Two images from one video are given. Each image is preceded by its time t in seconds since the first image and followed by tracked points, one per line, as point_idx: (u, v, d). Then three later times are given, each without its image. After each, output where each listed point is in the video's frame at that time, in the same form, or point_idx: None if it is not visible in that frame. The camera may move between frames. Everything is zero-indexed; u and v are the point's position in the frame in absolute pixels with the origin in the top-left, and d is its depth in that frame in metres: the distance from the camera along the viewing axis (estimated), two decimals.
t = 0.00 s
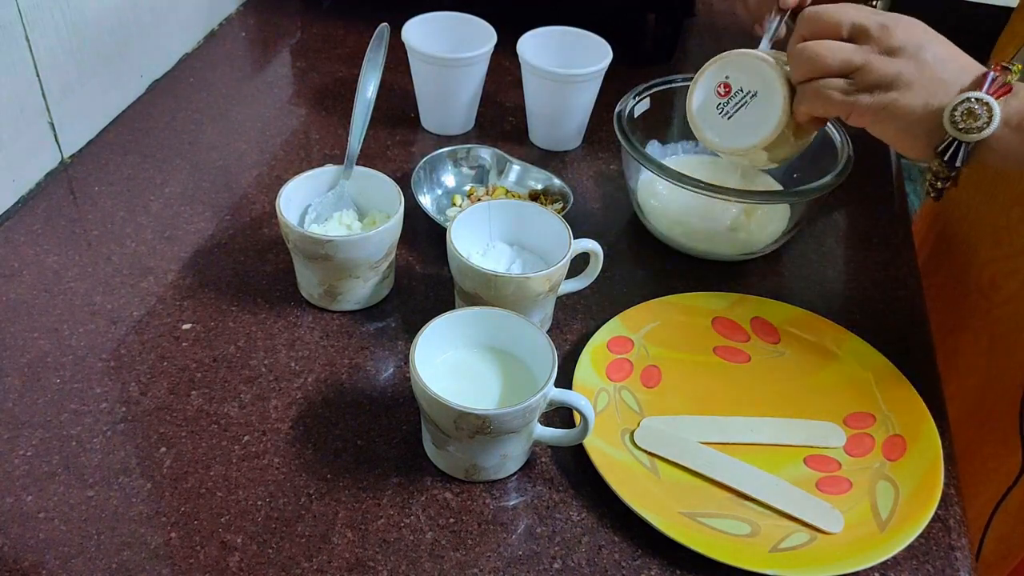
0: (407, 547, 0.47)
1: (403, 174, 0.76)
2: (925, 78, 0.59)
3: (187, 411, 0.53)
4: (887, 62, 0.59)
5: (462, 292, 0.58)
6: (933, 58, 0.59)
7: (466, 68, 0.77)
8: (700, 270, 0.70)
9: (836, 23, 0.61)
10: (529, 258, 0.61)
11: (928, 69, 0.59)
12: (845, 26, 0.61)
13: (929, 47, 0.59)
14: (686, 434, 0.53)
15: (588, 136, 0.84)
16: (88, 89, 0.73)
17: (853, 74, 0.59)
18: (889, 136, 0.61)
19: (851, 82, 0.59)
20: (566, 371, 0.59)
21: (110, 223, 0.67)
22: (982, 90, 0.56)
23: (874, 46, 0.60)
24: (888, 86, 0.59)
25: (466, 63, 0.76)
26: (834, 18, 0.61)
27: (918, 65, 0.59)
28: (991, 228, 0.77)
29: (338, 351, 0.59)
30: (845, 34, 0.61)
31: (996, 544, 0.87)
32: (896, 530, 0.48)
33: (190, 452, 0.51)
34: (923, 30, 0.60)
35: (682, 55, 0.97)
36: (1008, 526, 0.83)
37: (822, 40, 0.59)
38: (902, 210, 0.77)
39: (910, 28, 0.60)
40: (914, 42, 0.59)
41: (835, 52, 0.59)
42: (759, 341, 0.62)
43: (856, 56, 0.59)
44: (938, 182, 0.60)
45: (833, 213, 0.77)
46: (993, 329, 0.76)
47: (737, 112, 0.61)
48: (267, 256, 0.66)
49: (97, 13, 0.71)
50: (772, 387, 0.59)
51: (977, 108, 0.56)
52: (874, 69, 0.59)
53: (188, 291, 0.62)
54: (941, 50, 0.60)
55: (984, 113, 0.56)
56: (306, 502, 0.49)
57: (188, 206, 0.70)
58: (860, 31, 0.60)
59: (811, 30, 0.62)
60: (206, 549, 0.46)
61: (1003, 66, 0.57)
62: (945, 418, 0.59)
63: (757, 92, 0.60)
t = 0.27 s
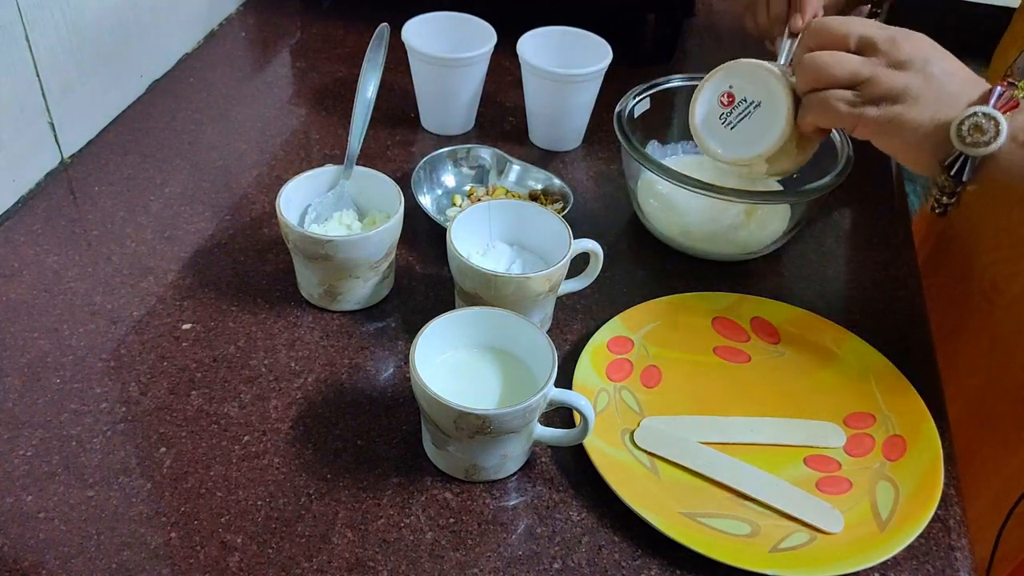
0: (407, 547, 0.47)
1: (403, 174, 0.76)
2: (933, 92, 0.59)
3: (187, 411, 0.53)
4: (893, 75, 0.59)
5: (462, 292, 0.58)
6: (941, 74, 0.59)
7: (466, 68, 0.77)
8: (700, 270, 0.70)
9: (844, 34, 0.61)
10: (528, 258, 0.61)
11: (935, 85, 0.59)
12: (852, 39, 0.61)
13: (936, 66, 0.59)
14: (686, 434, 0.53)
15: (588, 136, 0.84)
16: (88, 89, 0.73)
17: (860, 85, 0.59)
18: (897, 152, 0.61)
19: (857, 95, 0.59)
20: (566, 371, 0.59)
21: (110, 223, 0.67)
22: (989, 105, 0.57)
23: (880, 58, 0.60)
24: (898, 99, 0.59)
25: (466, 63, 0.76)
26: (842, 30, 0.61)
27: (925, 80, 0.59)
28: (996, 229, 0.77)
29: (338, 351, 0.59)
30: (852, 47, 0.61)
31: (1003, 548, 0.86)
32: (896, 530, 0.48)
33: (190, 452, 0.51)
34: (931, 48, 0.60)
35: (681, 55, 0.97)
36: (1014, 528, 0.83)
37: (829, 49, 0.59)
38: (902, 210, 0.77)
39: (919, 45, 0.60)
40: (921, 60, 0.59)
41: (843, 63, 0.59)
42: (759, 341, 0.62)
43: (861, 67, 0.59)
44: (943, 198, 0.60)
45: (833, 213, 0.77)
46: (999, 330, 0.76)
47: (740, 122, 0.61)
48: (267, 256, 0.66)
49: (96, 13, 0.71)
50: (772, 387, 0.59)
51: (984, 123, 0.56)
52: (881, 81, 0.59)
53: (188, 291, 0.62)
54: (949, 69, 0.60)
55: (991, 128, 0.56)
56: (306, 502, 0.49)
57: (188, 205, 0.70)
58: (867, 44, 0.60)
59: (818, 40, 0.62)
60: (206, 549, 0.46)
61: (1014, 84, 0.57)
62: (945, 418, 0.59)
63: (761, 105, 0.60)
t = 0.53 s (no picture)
0: (407, 546, 0.47)
1: (403, 174, 0.76)
2: (945, 147, 0.48)
3: (187, 411, 0.53)
4: (905, 117, 0.48)
5: (462, 292, 0.58)
6: (966, 124, 0.48)
7: (466, 68, 0.77)
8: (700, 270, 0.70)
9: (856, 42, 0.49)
10: (529, 258, 0.61)
11: (950, 138, 0.48)
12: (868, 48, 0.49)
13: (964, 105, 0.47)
14: (686, 434, 0.53)
15: (588, 136, 0.84)
16: (87, 89, 0.73)
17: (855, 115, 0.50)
18: (876, 192, 0.53)
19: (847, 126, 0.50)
20: (566, 371, 0.59)
21: (110, 223, 0.67)
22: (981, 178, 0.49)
23: (900, 89, 0.47)
24: (897, 139, 0.49)
25: (466, 63, 0.76)
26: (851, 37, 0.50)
27: (942, 130, 0.48)
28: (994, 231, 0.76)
29: (338, 351, 0.59)
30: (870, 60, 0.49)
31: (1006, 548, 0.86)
32: (896, 530, 0.48)
33: (190, 452, 0.51)
34: (968, 72, 0.48)
35: (682, 55, 0.97)
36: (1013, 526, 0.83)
37: (835, 61, 0.49)
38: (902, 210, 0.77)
39: (949, 72, 0.48)
40: (949, 94, 0.47)
41: (829, 136, 0.50)
42: (759, 341, 0.62)
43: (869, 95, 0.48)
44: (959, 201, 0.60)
45: (833, 213, 0.77)
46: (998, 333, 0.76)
47: (746, 144, 0.57)
48: (267, 256, 0.66)
49: (96, 13, 0.71)
50: (771, 387, 0.59)
51: (976, 205, 0.49)
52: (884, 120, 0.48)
53: (188, 291, 0.62)
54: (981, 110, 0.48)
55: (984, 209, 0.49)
56: (306, 502, 0.49)
57: (188, 205, 0.70)
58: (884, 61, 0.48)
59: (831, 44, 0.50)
60: (206, 549, 0.46)
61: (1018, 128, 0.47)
62: (945, 418, 0.59)
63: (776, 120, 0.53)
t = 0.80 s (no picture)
0: (407, 546, 0.47)
1: (403, 174, 0.76)
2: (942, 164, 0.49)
3: (187, 411, 0.53)
4: (901, 139, 0.48)
5: (462, 292, 0.58)
6: (964, 142, 0.48)
7: (466, 68, 0.77)
8: (699, 270, 0.70)
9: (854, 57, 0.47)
10: (529, 258, 0.61)
11: (947, 154, 0.49)
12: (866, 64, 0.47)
13: (964, 125, 0.47)
14: (686, 434, 0.53)
15: (588, 136, 0.84)
16: (87, 89, 0.73)
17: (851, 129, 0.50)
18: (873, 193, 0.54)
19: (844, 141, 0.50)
20: (566, 370, 0.59)
21: (110, 223, 0.67)
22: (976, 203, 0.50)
23: (897, 114, 0.47)
24: (895, 156, 0.50)
25: (466, 63, 0.76)
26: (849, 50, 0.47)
27: (938, 150, 0.48)
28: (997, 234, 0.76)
29: (337, 351, 0.59)
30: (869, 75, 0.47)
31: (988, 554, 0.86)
32: (895, 530, 0.48)
33: (190, 452, 0.51)
34: (971, 82, 0.47)
35: (681, 55, 0.97)
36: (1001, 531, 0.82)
37: (835, 82, 0.47)
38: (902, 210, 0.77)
39: (951, 88, 0.47)
40: (949, 114, 0.47)
41: (827, 151, 0.51)
42: (759, 341, 0.62)
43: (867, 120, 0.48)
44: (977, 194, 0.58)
45: (833, 213, 0.77)
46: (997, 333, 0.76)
47: (749, 134, 0.57)
48: (267, 256, 0.66)
49: (96, 13, 0.71)
50: (772, 387, 0.59)
51: (969, 221, 0.51)
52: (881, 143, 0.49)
53: (188, 291, 0.62)
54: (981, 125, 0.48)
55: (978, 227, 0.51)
56: (306, 502, 0.49)
57: (187, 205, 0.70)
58: (883, 80, 0.47)
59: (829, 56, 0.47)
60: (206, 549, 0.46)
61: (1019, 151, 0.47)
62: (945, 417, 0.59)
63: (776, 122, 0.54)
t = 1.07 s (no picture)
0: (407, 546, 0.47)
1: (403, 174, 0.76)
2: (956, 135, 0.49)
3: (187, 411, 0.53)
4: (915, 101, 0.48)
5: (462, 292, 0.58)
6: (978, 114, 0.48)
7: (466, 67, 0.77)
8: (699, 270, 0.70)
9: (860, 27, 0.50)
10: (529, 258, 0.61)
11: (961, 124, 0.49)
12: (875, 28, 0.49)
13: (976, 98, 0.48)
14: (686, 434, 0.53)
15: (588, 136, 0.84)
16: (87, 89, 0.73)
17: (864, 97, 0.50)
18: (882, 179, 0.54)
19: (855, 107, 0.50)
20: (565, 370, 0.59)
21: (110, 223, 0.67)
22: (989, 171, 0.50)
23: (913, 76, 0.48)
24: (906, 126, 0.50)
25: (466, 63, 0.76)
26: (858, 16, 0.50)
27: (950, 119, 0.48)
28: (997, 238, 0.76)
29: (337, 351, 0.59)
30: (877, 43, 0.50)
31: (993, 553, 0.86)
32: (896, 530, 0.48)
33: (190, 452, 0.51)
34: (975, 65, 0.49)
35: (681, 55, 0.97)
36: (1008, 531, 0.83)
37: (845, 43, 0.48)
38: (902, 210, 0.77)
39: (959, 61, 0.49)
40: (957, 83, 0.48)
41: (839, 118, 0.50)
42: (759, 341, 0.62)
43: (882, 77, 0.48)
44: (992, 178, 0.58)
45: (833, 214, 0.77)
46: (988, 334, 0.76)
47: (744, 132, 0.56)
48: (267, 256, 0.66)
49: (96, 13, 0.71)
50: (772, 387, 0.59)
51: (983, 196, 0.50)
52: (893, 105, 0.49)
53: (188, 291, 0.62)
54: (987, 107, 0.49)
55: (990, 201, 0.50)
56: (306, 502, 0.49)
57: (187, 205, 0.70)
58: (896, 44, 0.49)
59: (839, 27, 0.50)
60: (206, 549, 0.46)
61: None
62: (945, 417, 0.59)
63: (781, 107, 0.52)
